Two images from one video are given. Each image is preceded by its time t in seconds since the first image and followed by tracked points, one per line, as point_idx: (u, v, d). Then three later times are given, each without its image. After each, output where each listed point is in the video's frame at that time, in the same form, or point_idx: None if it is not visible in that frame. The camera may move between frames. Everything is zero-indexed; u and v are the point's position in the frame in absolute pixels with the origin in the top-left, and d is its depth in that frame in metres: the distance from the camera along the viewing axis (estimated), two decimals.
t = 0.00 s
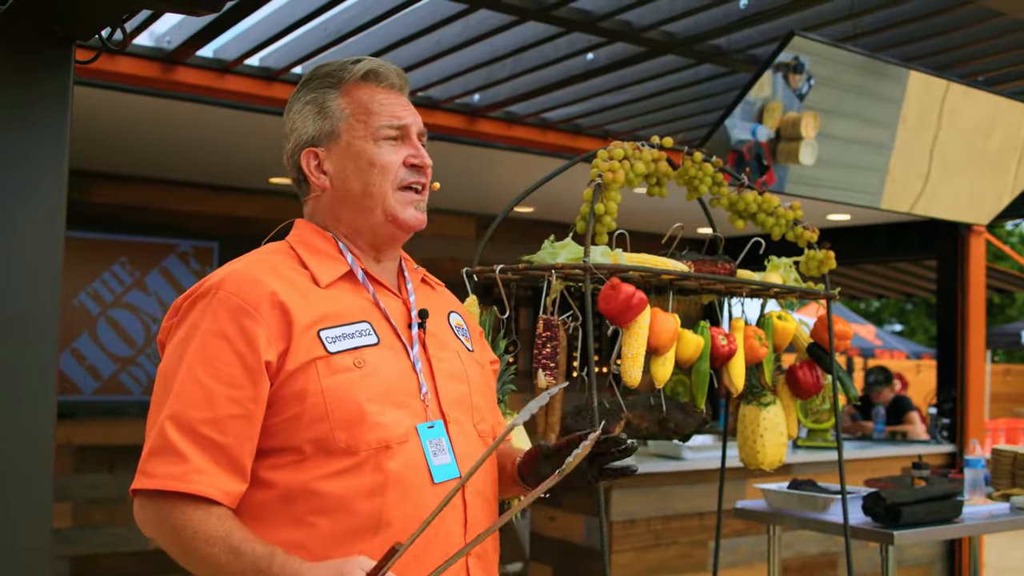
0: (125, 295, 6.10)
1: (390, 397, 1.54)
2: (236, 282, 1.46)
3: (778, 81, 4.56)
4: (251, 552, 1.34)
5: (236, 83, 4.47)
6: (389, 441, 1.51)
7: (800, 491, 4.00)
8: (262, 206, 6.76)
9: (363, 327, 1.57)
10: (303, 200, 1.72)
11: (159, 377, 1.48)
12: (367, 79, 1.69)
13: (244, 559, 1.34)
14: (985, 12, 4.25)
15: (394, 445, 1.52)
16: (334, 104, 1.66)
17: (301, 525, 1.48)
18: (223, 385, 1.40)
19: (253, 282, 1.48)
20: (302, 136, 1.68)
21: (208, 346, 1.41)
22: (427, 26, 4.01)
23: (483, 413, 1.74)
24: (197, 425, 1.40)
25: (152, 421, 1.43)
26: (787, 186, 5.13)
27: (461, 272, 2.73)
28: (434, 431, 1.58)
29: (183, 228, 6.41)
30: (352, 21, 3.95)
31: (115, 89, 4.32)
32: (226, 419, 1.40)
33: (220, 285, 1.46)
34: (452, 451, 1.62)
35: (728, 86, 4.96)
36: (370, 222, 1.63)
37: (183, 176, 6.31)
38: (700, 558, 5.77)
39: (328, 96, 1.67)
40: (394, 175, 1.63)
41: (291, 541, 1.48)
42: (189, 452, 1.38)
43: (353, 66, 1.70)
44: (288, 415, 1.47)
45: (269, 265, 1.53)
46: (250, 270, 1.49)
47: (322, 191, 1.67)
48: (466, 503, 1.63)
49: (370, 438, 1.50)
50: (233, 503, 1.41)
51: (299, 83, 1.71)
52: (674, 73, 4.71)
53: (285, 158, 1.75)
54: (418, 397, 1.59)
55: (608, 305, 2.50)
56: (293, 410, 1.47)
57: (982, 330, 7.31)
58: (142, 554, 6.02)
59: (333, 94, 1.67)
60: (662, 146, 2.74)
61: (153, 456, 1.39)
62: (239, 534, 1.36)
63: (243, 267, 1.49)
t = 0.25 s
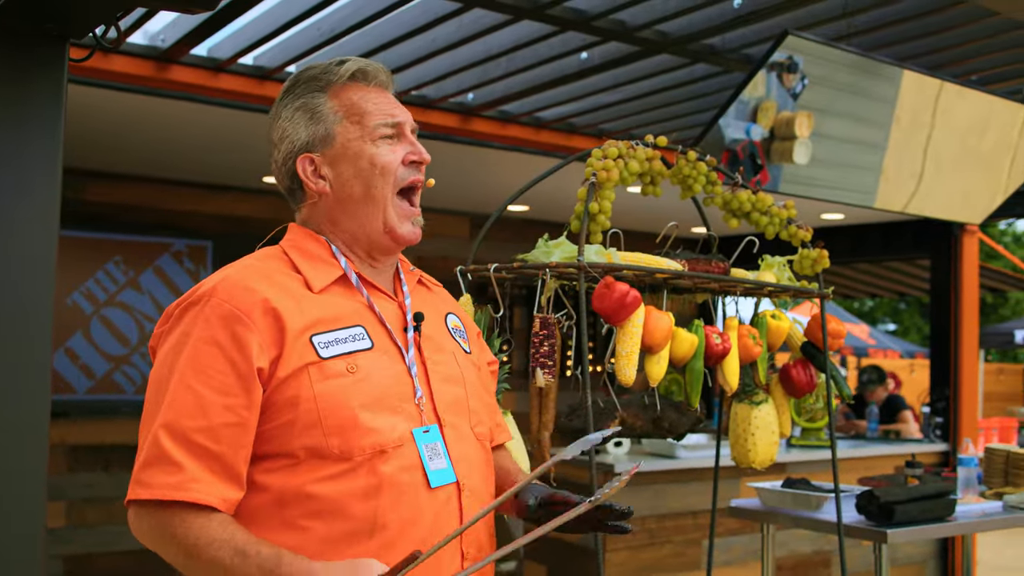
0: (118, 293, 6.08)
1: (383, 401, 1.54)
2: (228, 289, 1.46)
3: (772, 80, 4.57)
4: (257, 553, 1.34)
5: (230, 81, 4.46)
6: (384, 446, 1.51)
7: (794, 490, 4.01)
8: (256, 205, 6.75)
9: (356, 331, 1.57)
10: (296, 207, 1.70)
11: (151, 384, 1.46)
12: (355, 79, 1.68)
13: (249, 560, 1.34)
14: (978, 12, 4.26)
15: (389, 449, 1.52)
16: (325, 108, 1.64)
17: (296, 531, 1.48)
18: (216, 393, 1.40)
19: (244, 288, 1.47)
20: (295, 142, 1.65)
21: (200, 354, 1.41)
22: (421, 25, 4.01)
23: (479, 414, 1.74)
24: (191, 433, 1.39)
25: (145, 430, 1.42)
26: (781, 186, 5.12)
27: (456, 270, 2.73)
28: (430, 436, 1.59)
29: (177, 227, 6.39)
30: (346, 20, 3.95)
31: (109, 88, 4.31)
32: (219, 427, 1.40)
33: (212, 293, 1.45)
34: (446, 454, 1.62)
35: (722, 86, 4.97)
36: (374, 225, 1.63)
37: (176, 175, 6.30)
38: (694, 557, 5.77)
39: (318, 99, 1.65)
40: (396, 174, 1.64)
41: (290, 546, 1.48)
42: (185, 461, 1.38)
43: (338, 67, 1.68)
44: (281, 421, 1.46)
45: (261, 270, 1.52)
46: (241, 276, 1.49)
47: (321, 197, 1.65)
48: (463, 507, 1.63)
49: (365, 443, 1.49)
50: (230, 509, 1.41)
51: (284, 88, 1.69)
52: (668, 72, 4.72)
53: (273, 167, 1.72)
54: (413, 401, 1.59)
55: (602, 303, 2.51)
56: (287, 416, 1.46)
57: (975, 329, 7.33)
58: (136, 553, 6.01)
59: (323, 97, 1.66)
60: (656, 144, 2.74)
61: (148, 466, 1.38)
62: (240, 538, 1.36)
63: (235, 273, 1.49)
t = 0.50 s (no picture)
0: (112, 294, 6.06)
1: (383, 398, 1.52)
2: (229, 283, 1.46)
3: (766, 80, 4.58)
4: (258, 517, 1.32)
5: (224, 81, 4.46)
6: (384, 442, 1.50)
7: (788, 490, 4.01)
8: (250, 205, 6.73)
9: (357, 327, 1.56)
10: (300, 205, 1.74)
11: (158, 383, 1.47)
12: (332, 76, 1.64)
13: (252, 526, 1.32)
14: (972, 13, 4.27)
15: (389, 446, 1.50)
16: (304, 109, 1.64)
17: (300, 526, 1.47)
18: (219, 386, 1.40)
19: (245, 282, 1.48)
20: (284, 144, 1.68)
21: (203, 348, 1.41)
22: (416, 25, 4.00)
23: (481, 410, 1.74)
24: (196, 426, 1.39)
25: (152, 426, 1.43)
26: (776, 185, 5.10)
27: (451, 270, 2.71)
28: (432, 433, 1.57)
29: (171, 227, 6.38)
30: (340, 20, 3.94)
31: (102, 88, 4.29)
32: (224, 419, 1.40)
33: (213, 287, 1.46)
34: (448, 452, 1.61)
35: (716, 86, 4.97)
36: (349, 226, 1.62)
37: (170, 175, 6.28)
38: (689, 557, 5.77)
39: (299, 100, 1.66)
40: (365, 175, 1.60)
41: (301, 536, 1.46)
42: (193, 449, 1.38)
43: (319, 65, 1.66)
44: (283, 415, 1.46)
45: (262, 265, 1.53)
46: (242, 271, 1.49)
47: (306, 197, 1.68)
48: (464, 505, 1.62)
49: (365, 439, 1.48)
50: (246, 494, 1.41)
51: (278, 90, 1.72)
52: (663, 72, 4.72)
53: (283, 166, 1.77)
54: (413, 398, 1.57)
55: (597, 304, 2.49)
56: (289, 410, 1.46)
57: (969, 329, 7.34)
58: (130, 554, 6.00)
59: (304, 98, 1.65)
60: (651, 144, 2.73)
61: (158, 460, 1.39)
62: (247, 506, 1.34)
63: (236, 268, 1.49)
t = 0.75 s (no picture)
0: (108, 294, 6.04)
1: (380, 403, 1.51)
2: (224, 290, 1.44)
3: (763, 80, 4.58)
4: (212, 540, 1.32)
5: (220, 80, 4.44)
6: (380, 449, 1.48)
7: (786, 490, 4.01)
8: (246, 205, 6.72)
9: (354, 332, 1.54)
10: (298, 199, 1.69)
11: (153, 385, 1.45)
12: (363, 76, 1.63)
13: (203, 547, 1.31)
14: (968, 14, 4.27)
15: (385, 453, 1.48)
16: (329, 103, 1.61)
17: (294, 530, 1.45)
18: (209, 396, 1.38)
19: (239, 288, 1.45)
20: (298, 135, 1.63)
21: (194, 357, 1.39)
22: (412, 24, 3.99)
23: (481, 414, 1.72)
24: (184, 435, 1.38)
25: (143, 430, 1.42)
26: (772, 186, 5.12)
27: (448, 270, 2.72)
28: (428, 437, 1.56)
29: (167, 227, 6.36)
30: (337, 20, 3.93)
31: (98, 87, 4.28)
32: (212, 430, 1.38)
33: (208, 293, 1.44)
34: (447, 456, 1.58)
35: (713, 86, 4.98)
36: (367, 227, 1.61)
37: (166, 175, 6.27)
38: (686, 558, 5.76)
39: (323, 94, 1.62)
40: (393, 178, 1.60)
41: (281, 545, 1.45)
42: (176, 462, 1.37)
43: (349, 62, 1.64)
44: (278, 423, 1.45)
45: (257, 270, 1.51)
46: (237, 277, 1.47)
47: (318, 192, 1.63)
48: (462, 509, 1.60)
49: (362, 445, 1.46)
50: (224, 510, 1.39)
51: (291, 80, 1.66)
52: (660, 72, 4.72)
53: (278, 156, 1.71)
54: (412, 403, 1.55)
55: (595, 302, 2.49)
56: (282, 419, 1.45)
57: (965, 330, 7.35)
58: (126, 555, 5.98)
59: (329, 92, 1.62)
60: (649, 144, 2.73)
61: (142, 467, 1.38)
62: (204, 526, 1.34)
63: (232, 274, 1.47)
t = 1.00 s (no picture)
0: (104, 295, 6.04)
1: (381, 406, 1.50)
2: (228, 288, 1.42)
3: (760, 81, 4.58)
4: (213, 559, 1.33)
5: (218, 80, 4.44)
6: (382, 451, 1.47)
7: (783, 490, 4.02)
8: (244, 205, 6.71)
9: (357, 334, 1.53)
10: (312, 197, 1.63)
11: (152, 381, 1.43)
12: (392, 79, 1.63)
13: (204, 562, 1.33)
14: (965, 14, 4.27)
15: (386, 455, 1.48)
16: (363, 102, 1.59)
17: (290, 530, 1.44)
18: (211, 397, 1.36)
19: (244, 288, 1.43)
20: (326, 131, 1.58)
21: (197, 357, 1.37)
22: (409, 24, 3.99)
23: (480, 415, 1.71)
24: (184, 436, 1.36)
25: (141, 428, 1.39)
26: (769, 186, 5.12)
27: (446, 269, 2.73)
28: (429, 440, 1.55)
29: (164, 227, 6.35)
30: (334, 19, 3.93)
31: (95, 87, 4.28)
32: (211, 431, 1.36)
33: (213, 292, 1.41)
34: (447, 459, 1.57)
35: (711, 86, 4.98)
36: (396, 228, 1.60)
37: (163, 175, 6.26)
38: (683, 558, 5.76)
39: (354, 93, 1.59)
40: (425, 181, 1.60)
41: (275, 545, 1.44)
42: (174, 463, 1.35)
43: (378, 64, 1.63)
44: (279, 424, 1.43)
45: (262, 269, 1.48)
46: (242, 275, 1.44)
47: (345, 191, 1.59)
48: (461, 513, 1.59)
49: (362, 447, 1.45)
50: (218, 512, 1.38)
51: (315, 75, 1.61)
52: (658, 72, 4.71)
53: (288, 151, 1.64)
54: (414, 406, 1.54)
55: (594, 302, 2.49)
56: (283, 419, 1.43)
57: (962, 330, 7.35)
58: (123, 555, 5.97)
59: (360, 91, 1.60)
60: (647, 144, 2.74)
61: (140, 465, 1.35)
62: (205, 537, 1.34)
63: (237, 271, 1.45)
